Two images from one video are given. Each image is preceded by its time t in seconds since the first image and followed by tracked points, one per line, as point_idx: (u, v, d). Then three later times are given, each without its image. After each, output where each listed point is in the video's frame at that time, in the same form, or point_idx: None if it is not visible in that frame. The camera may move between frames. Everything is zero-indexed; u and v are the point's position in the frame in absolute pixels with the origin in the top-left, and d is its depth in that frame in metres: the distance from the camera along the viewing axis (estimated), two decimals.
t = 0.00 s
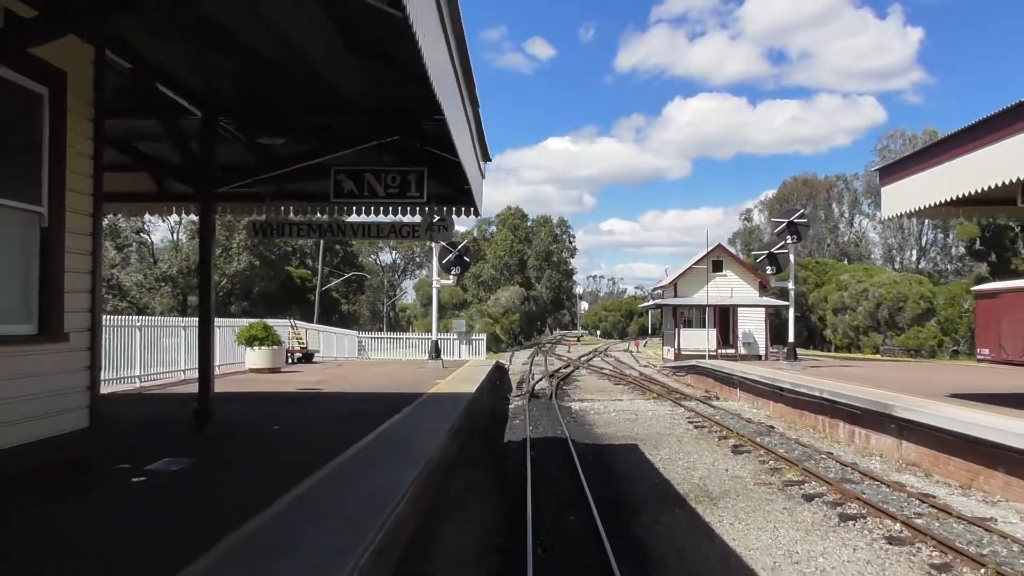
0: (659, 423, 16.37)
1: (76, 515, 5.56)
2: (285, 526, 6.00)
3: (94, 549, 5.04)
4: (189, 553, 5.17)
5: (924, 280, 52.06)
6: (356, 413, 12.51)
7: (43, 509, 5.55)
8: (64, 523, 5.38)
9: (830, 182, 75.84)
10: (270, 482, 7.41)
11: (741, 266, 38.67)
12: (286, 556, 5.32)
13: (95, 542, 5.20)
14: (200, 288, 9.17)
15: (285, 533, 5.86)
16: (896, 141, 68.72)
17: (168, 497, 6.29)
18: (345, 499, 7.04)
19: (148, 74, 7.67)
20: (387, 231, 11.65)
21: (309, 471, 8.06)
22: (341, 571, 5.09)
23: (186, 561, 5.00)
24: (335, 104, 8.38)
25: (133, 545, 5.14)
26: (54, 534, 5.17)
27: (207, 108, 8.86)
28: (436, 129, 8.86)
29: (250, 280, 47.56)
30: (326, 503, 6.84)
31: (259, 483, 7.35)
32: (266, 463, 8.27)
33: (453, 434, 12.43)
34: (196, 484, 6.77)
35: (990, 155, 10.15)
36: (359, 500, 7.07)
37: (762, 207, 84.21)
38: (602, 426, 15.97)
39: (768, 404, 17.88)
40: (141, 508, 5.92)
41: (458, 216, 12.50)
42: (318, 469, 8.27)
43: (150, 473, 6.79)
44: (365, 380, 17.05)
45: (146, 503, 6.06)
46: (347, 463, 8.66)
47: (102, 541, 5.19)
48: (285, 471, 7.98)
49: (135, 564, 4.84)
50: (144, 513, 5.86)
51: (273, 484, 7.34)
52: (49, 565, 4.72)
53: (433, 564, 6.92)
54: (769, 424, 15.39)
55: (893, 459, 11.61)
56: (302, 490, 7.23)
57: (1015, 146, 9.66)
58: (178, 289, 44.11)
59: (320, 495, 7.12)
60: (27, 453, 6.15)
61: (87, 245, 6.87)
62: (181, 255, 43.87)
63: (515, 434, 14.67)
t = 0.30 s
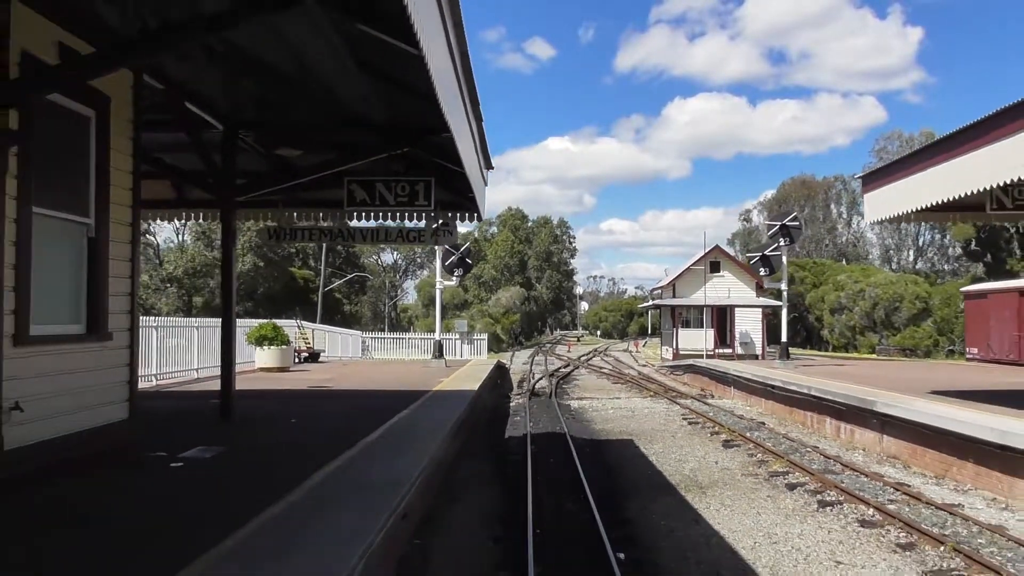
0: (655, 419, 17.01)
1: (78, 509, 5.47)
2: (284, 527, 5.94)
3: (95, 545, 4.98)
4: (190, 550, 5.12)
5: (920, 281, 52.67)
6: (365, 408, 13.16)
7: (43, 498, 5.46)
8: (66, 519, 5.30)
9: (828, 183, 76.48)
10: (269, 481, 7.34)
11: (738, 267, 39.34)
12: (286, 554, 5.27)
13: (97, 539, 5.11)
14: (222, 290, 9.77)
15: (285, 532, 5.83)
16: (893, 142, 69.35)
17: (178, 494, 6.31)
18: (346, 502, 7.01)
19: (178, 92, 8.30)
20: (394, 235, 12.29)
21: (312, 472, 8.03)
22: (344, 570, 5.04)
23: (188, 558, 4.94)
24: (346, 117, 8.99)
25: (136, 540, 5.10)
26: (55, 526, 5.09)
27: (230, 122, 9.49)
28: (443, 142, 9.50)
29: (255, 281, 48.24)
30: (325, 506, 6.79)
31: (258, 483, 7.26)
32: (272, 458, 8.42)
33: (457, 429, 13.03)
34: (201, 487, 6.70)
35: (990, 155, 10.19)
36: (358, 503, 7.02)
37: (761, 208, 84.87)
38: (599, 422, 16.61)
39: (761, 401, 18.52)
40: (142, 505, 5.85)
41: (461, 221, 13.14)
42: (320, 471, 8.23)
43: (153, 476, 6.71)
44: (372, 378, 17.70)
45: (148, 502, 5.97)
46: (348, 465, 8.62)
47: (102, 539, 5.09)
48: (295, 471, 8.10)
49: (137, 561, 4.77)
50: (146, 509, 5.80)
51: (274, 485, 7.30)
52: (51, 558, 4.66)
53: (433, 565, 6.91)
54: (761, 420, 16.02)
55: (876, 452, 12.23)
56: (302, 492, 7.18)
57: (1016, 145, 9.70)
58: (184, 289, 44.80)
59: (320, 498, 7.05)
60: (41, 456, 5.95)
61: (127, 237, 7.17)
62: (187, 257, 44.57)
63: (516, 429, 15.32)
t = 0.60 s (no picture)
0: (650, 416, 17.62)
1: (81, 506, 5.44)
2: (284, 526, 5.90)
3: (95, 542, 4.95)
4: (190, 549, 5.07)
5: (915, 281, 53.25)
6: (373, 405, 13.79)
7: (46, 498, 5.45)
8: (65, 518, 5.24)
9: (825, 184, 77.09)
10: (269, 481, 7.30)
11: (734, 268, 39.96)
12: (285, 551, 5.22)
13: (97, 539, 5.01)
14: (240, 292, 10.40)
15: (285, 530, 5.80)
16: (889, 144, 69.95)
17: (200, 485, 6.74)
18: (345, 502, 6.95)
19: (202, 109, 8.95)
20: (400, 240, 12.95)
21: (314, 471, 8.03)
22: (342, 567, 4.98)
23: (188, 557, 4.89)
24: (357, 129, 9.63)
25: (134, 538, 5.06)
26: (56, 525, 5.05)
27: (247, 136, 10.16)
28: (448, 153, 10.14)
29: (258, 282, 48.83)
30: (326, 505, 6.74)
31: (258, 483, 7.21)
32: (291, 447, 9.03)
33: (460, 425, 13.65)
34: (214, 481, 6.97)
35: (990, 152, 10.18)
36: (357, 503, 6.95)
37: (759, 209, 85.46)
38: (596, 418, 17.28)
39: (753, 399, 19.11)
40: (145, 502, 5.85)
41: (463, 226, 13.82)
42: (323, 470, 8.22)
43: (180, 467, 7.19)
44: (377, 376, 18.35)
45: (150, 501, 5.93)
46: (349, 464, 8.60)
47: (118, 530, 5.21)
48: (310, 462, 8.44)
49: (137, 560, 4.73)
50: (147, 506, 5.78)
51: (276, 483, 7.32)
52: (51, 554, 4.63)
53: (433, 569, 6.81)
54: (751, 416, 16.67)
55: (857, 445, 12.89)
56: (304, 491, 7.16)
57: (1014, 144, 9.70)
58: (188, 291, 45.43)
59: (319, 497, 7.01)
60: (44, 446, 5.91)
61: (159, 244, 7.76)
62: (191, 259, 45.19)
63: (516, 425, 15.97)
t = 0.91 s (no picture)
0: (646, 413, 18.26)
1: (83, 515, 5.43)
2: (284, 529, 5.89)
3: (114, 542, 5.08)
4: (190, 553, 5.02)
5: (910, 282, 53.90)
6: (381, 402, 14.44)
7: (48, 510, 5.45)
8: (99, 510, 5.62)
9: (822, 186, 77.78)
10: (269, 483, 7.29)
11: (731, 270, 40.64)
12: (286, 556, 5.20)
13: (143, 518, 5.61)
14: (257, 294, 11.02)
15: (300, 520, 6.18)
16: (886, 146, 70.65)
17: (227, 473, 7.36)
18: (347, 502, 6.94)
19: (224, 123, 9.59)
20: (405, 245, 13.60)
21: (316, 470, 8.04)
22: (355, 555, 5.32)
23: (202, 553, 5.02)
24: (367, 142, 10.26)
25: (134, 542, 5.04)
26: (78, 526, 5.18)
27: (265, 147, 10.80)
28: (453, 163, 10.78)
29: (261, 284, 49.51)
30: (326, 506, 6.72)
31: (259, 485, 7.18)
32: (307, 439, 9.68)
33: (464, 420, 14.31)
34: (242, 469, 7.60)
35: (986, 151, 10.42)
36: (357, 502, 6.96)
37: (757, 210, 86.15)
38: (593, 415, 17.92)
39: (746, 397, 19.74)
40: (161, 501, 6.01)
41: (466, 232, 14.46)
42: (325, 470, 8.24)
43: (210, 454, 7.84)
44: (382, 375, 19.01)
45: (154, 508, 5.93)
46: (349, 463, 8.62)
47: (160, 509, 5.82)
48: (322, 454, 8.92)
49: (142, 564, 4.74)
50: (150, 514, 5.79)
51: (279, 482, 7.40)
52: (54, 564, 4.62)
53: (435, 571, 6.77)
54: (743, 413, 17.33)
55: (842, 440, 13.53)
56: (322, 479, 7.78)
57: None
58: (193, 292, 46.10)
59: (320, 497, 7.01)
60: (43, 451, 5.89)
61: (189, 251, 8.42)
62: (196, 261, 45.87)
63: (517, 422, 16.62)
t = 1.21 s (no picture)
0: (641, 411, 18.94)
1: (99, 508, 5.58)
2: (300, 516, 6.35)
3: (162, 518, 5.76)
4: (190, 555, 5.04)
5: (905, 283, 54.57)
6: (387, 399, 15.15)
7: (103, 488, 6.14)
8: (146, 490, 6.31)
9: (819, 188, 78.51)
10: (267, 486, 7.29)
11: (727, 272, 41.37)
12: (282, 558, 5.23)
13: (185, 499, 6.29)
14: (273, 297, 11.69)
15: (321, 504, 6.84)
16: (882, 148, 71.36)
17: (253, 462, 8.08)
18: (357, 492, 7.44)
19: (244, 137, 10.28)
20: (410, 249, 14.30)
21: (321, 469, 8.27)
22: (372, 534, 5.98)
23: (238, 530, 5.69)
24: (376, 154, 10.95)
25: (169, 525, 5.54)
26: (129, 503, 5.87)
27: (281, 159, 11.50)
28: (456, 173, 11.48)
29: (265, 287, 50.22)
30: (323, 508, 6.75)
31: (257, 488, 7.19)
32: (322, 433, 10.38)
33: (466, 417, 15.02)
34: (265, 459, 8.31)
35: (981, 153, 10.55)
36: (352, 505, 6.99)
37: (755, 212, 86.87)
38: (591, 413, 18.62)
39: (739, 395, 20.40)
40: (198, 486, 6.69)
41: (468, 238, 15.17)
42: (327, 473, 8.26)
43: (235, 445, 8.55)
44: (387, 375, 19.72)
45: (154, 506, 5.94)
46: (362, 454, 9.32)
47: (198, 492, 6.51)
48: (336, 447, 9.61)
49: (187, 538, 5.39)
50: (152, 512, 5.81)
51: (296, 473, 7.99)
52: (55, 564, 4.64)
53: (432, 571, 6.79)
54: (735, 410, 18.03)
55: (826, 434, 14.23)
56: (338, 469, 8.46)
57: None
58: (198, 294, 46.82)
59: (317, 499, 7.04)
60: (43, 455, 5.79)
61: (215, 258, 9.12)
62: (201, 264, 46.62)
63: (517, 419, 17.32)
